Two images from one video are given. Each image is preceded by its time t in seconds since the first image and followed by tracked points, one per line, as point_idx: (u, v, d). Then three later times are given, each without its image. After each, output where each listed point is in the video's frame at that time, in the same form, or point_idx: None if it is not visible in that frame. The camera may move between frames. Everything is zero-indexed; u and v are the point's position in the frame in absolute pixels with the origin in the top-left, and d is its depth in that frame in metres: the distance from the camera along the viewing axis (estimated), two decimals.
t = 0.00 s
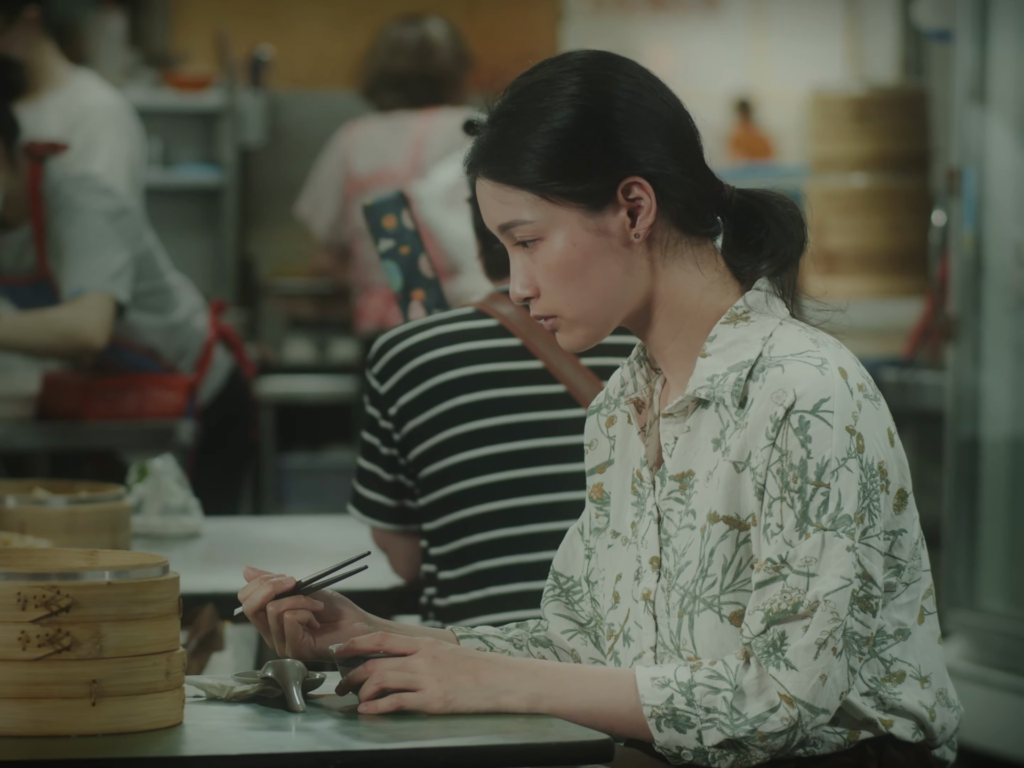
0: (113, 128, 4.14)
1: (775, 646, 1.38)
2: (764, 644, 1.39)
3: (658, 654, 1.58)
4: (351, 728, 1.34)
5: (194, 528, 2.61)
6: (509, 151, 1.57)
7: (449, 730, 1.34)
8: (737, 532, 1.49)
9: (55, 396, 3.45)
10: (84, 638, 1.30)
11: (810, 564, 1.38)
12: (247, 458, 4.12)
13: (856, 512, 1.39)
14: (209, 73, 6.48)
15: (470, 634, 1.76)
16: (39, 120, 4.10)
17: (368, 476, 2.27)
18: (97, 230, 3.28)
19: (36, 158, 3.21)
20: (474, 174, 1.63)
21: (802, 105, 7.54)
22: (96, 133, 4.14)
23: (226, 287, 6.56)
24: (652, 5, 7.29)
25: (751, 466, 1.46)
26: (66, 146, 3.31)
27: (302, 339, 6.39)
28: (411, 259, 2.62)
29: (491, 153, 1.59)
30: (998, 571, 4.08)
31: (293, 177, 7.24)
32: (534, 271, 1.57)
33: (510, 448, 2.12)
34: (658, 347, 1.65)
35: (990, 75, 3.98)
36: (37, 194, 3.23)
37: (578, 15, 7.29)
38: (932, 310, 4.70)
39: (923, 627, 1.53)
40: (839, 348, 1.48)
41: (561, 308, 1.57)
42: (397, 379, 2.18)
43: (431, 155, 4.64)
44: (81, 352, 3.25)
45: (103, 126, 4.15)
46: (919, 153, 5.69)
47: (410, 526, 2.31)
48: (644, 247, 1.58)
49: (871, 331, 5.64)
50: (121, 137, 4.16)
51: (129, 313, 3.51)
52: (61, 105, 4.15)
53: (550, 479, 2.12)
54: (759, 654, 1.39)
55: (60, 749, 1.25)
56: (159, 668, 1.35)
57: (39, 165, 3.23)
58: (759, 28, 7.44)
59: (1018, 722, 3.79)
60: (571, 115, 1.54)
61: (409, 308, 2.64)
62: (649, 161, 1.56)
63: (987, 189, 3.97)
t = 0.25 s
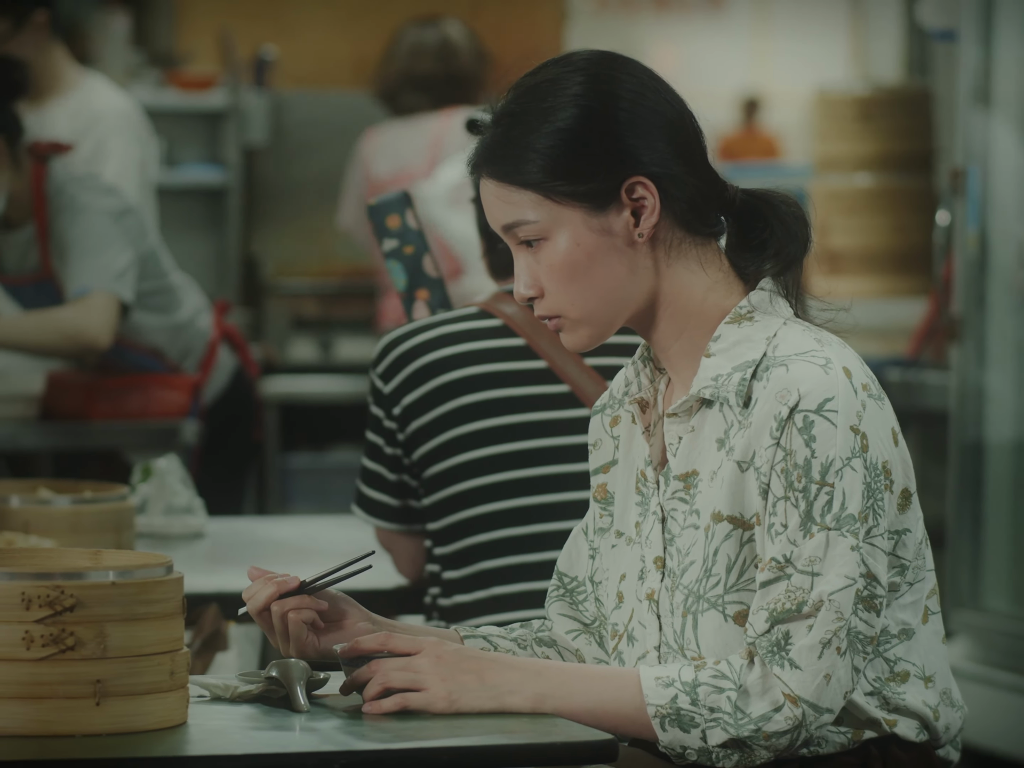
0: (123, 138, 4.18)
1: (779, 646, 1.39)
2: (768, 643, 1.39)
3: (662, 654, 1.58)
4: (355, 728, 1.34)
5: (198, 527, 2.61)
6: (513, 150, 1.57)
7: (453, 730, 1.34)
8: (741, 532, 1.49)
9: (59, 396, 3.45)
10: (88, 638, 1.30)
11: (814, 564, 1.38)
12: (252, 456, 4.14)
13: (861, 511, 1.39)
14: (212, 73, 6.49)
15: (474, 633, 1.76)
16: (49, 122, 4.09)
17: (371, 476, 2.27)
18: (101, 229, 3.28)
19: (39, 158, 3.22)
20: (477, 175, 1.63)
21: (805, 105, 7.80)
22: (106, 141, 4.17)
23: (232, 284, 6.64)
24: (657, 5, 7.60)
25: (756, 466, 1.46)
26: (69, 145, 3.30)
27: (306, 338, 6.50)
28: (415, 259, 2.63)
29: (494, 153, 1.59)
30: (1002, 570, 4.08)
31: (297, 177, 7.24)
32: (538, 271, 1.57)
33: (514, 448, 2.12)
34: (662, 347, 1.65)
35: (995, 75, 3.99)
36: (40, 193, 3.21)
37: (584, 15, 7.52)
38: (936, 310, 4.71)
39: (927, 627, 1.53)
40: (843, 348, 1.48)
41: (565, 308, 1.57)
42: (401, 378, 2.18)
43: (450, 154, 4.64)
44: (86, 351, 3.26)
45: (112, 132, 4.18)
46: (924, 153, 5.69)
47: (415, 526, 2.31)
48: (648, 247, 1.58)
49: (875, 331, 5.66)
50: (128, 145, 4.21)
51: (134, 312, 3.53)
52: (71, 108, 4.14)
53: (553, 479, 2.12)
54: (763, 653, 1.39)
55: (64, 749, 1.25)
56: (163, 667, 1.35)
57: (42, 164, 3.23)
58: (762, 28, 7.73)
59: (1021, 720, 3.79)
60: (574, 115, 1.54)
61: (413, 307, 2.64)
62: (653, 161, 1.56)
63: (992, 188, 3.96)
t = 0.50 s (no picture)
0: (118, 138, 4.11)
1: (782, 645, 1.39)
2: (771, 643, 1.39)
3: (665, 654, 1.58)
4: (359, 728, 1.34)
5: (201, 527, 2.61)
6: (516, 150, 1.57)
7: (457, 729, 1.34)
8: (744, 532, 1.49)
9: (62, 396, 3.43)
10: (91, 638, 1.30)
11: (817, 563, 1.38)
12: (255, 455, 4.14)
13: (864, 511, 1.39)
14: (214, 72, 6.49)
15: (478, 633, 1.76)
16: (48, 120, 4.09)
17: (374, 476, 2.27)
18: (106, 229, 3.28)
19: (44, 157, 3.22)
20: (480, 174, 1.63)
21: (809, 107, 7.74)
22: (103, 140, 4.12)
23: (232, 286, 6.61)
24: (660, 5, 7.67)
25: (759, 465, 1.46)
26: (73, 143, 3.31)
27: (309, 338, 6.44)
28: (418, 259, 2.62)
29: (497, 153, 1.59)
30: (1005, 571, 4.08)
31: (298, 176, 7.24)
32: (541, 270, 1.57)
33: (516, 448, 2.12)
34: (665, 347, 1.65)
35: (998, 75, 4.00)
36: (45, 193, 3.23)
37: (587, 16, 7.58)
38: (940, 309, 4.71)
39: (930, 627, 1.53)
40: (847, 348, 1.48)
41: (567, 308, 1.57)
42: (403, 378, 2.18)
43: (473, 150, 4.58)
44: (89, 353, 3.26)
45: (109, 131, 4.13)
46: (927, 152, 5.69)
47: (418, 526, 2.31)
48: (650, 247, 1.58)
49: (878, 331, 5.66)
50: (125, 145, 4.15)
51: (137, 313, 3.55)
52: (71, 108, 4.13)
53: (555, 479, 2.12)
54: (766, 653, 1.39)
55: (66, 749, 1.25)
56: (166, 667, 1.34)
57: (47, 163, 3.23)
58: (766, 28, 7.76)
59: None
60: (577, 115, 1.54)
61: (416, 307, 2.64)
62: (656, 161, 1.56)
63: (996, 187, 3.97)
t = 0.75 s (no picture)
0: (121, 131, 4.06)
1: (784, 646, 1.39)
2: (773, 643, 1.39)
3: (667, 654, 1.58)
4: (360, 728, 1.34)
5: (204, 527, 2.61)
6: (517, 150, 1.57)
7: (458, 730, 1.34)
8: (746, 532, 1.49)
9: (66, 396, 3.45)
10: (93, 638, 1.30)
11: (819, 564, 1.38)
12: (258, 457, 4.14)
13: (866, 511, 1.39)
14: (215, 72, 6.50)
15: (479, 633, 1.76)
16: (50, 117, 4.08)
17: (376, 476, 2.27)
18: (111, 229, 3.28)
19: (50, 156, 3.22)
20: (482, 174, 1.63)
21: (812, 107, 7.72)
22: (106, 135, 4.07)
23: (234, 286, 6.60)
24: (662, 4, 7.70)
25: (761, 465, 1.46)
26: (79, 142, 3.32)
27: (311, 338, 6.45)
28: (420, 258, 2.63)
29: (499, 153, 1.59)
30: (1006, 570, 4.08)
31: (301, 176, 7.24)
32: (542, 270, 1.57)
33: (518, 449, 2.12)
34: (666, 348, 1.65)
35: (999, 75, 4.00)
36: (51, 192, 3.24)
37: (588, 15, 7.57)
38: (941, 309, 4.72)
39: (932, 627, 1.53)
40: (849, 348, 1.48)
41: (569, 308, 1.57)
42: (405, 378, 2.18)
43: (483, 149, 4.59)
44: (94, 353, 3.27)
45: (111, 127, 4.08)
46: (929, 152, 5.70)
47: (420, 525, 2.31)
48: (653, 247, 1.58)
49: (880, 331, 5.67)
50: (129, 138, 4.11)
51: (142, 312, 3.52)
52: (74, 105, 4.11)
53: (557, 479, 2.12)
54: (767, 653, 1.39)
55: (67, 749, 1.25)
56: (167, 667, 1.34)
57: (53, 161, 3.24)
58: (767, 29, 7.77)
59: None
60: (580, 114, 1.54)
61: (418, 307, 2.64)
62: (658, 161, 1.56)
63: (997, 187, 3.97)
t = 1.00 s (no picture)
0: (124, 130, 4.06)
1: (785, 646, 1.39)
2: (775, 643, 1.39)
3: (669, 654, 1.58)
4: (362, 728, 1.34)
5: (205, 527, 2.61)
6: (518, 150, 1.57)
7: (459, 730, 1.34)
8: (748, 532, 1.49)
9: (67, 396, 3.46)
10: (94, 638, 1.31)
11: (820, 564, 1.38)
12: (258, 458, 4.14)
13: (867, 511, 1.39)
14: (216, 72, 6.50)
15: (481, 633, 1.77)
16: (53, 117, 4.08)
17: (377, 476, 2.27)
18: (113, 230, 3.29)
19: (53, 156, 3.22)
20: (483, 175, 1.63)
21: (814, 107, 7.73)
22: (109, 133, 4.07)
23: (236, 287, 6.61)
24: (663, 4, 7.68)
25: (762, 466, 1.46)
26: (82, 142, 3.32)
27: (312, 338, 6.47)
28: (422, 258, 2.63)
29: (500, 153, 1.59)
30: (1008, 571, 4.08)
31: (302, 176, 7.25)
32: (543, 271, 1.57)
33: (519, 448, 2.12)
34: (668, 348, 1.65)
35: (1000, 76, 3.99)
36: (54, 193, 3.23)
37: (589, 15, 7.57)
38: (943, 310, 4.72)
39: (933, 627, 1.53)
40: (850, 348, 1.48)
41: (570, 308, 1.57)
42: (406, 378, 2.18)
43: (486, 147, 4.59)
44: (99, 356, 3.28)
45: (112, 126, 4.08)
46: (930, 152, 5.70)
47: (421, 525, 2.31)
48: (654, 248, 1.58)
49: (882, 330, 5.67)
50: (133, 135, 4.09)
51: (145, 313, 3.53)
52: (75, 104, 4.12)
53: (559, 479, 2.12)
54: (769, 653, 1.39)
55: (69, 749, 1.25)
56: (169, 668, 1.34)
57: (56, 162, 3.24)
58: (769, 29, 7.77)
59: None
60: (580, 114, 1.54)
61: (420, 307, 2.64)
62: (659, 161, 1.56)
63: (998, 188, 3.97)
